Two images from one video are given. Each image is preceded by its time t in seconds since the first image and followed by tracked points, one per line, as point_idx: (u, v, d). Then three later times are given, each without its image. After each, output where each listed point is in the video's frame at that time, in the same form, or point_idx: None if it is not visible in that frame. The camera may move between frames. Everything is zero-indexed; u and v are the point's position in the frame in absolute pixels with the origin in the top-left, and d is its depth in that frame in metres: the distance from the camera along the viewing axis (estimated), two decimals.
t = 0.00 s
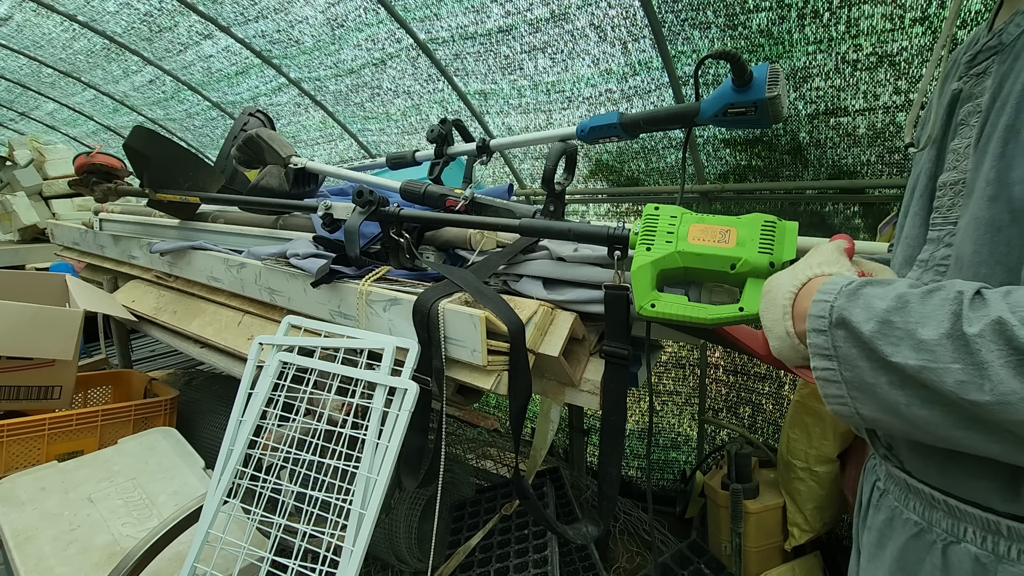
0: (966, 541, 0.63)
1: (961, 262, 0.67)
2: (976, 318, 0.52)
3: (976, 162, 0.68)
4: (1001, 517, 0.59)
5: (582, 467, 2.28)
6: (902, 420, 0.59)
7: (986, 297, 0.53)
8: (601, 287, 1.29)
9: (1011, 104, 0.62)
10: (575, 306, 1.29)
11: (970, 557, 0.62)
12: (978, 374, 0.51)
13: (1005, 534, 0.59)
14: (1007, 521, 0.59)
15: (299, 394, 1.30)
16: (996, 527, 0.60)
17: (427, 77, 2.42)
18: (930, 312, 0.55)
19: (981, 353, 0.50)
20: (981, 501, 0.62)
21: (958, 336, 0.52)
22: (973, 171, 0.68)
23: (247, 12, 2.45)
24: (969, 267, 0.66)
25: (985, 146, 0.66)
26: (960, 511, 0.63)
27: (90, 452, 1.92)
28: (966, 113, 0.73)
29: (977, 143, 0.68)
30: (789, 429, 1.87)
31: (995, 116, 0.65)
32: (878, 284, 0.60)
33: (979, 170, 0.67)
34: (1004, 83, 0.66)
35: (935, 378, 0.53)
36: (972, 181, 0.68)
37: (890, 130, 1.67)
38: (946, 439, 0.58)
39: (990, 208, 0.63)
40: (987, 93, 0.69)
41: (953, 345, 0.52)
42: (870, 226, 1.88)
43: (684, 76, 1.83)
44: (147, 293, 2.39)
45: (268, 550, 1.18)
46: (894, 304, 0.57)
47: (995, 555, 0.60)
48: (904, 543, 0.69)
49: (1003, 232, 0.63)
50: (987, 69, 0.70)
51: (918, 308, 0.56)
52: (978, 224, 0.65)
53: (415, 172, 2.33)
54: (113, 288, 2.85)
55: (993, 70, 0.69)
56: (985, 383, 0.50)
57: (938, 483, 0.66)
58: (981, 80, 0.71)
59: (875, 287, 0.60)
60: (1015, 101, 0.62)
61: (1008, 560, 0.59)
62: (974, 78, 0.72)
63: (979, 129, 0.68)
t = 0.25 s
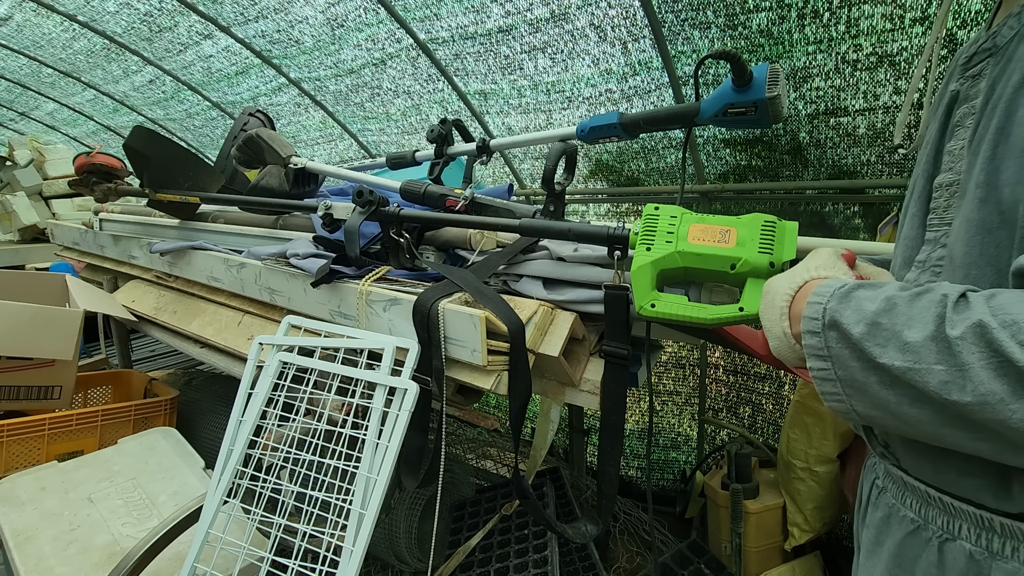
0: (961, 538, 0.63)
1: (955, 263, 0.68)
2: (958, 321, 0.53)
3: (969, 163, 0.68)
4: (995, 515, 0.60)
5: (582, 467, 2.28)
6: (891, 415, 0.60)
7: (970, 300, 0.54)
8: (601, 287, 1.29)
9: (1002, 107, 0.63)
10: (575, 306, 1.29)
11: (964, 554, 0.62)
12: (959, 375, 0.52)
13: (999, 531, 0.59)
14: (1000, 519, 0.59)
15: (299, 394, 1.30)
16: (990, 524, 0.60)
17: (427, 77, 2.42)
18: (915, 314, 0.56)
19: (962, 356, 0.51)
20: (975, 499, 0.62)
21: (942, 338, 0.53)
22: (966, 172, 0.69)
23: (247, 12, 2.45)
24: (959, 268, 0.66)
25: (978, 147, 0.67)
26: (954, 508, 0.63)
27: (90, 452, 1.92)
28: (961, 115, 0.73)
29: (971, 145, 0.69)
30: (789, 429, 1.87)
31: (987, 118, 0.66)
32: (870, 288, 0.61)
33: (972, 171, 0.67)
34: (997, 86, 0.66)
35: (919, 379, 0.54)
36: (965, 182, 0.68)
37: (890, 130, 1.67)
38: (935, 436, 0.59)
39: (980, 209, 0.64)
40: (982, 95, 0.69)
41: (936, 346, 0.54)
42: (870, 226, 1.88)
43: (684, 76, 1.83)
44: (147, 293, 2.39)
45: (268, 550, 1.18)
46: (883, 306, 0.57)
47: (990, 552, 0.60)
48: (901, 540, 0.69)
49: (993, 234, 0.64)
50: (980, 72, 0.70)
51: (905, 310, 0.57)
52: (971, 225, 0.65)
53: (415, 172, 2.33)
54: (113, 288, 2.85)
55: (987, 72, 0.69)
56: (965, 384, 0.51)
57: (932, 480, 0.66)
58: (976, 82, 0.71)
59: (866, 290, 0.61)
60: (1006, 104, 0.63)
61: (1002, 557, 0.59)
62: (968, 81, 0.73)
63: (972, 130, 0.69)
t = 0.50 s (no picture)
0: (979, 544, 0.63)
1: (947, 272, 0.68)
2: (973, 339, 0.53)
3: (955, 174, 0.68)
4: (1013, 519, 0.60)
5: (583, 467, 2.27)
6: (914, 438, 0.60)
7: (980, 316, 0.54)
8: (601, 287, 1.29)
9: (986, 119, 0.64)
10: (575, 306, 1.29)
11: (984, 560, 0.62)
12: (981, 395, 0.52)
13: (1018, 536, 0.60)
14: (1019, 523, 0.60)
15: (299, 394, 1.30)
16: (1008, 529, 0.60)
17: (427, 77, 2.42)
18: (927, 334, 0.56)
19: (982, 373, 0.52)
20: (989, 504, 0.62)
21: (958, 356, 0.53)
22: (952, 183, 0.69)
23: (247, 12, 2.45)
24: (957, 277, 0.66)
25: (963, 159, 0.67)
26: (971, 514, 0.64)
27: (90, 451, 1.92)
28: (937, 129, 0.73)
29: (953, 156, 0.69)
30: (789, 429, 1.87)
31: (970, 130, 0.66)
32: (877, 307, 0.62)
33: (958, 182, 0.67)
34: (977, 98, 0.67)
35: (940, 400, 0.54)
36: (952, 193, 0.68)
37: (890, 130, 1.67)
38: (957, 454, 0.58)
39: (973, 219, 0.64)
40: (962, 108, 0.69)
41: (953, 365, 0.54)
42: (870, 226, 1.88)
43: (684, 76, 1.83)
44: (147, 293, 2.39)
45: (268, 550, 1.18)
46: (893, 327, 0.58)
47: (1009, 557, 0.60)
48: (916, 548, 0.69)
49: (989, 243, 0.63)
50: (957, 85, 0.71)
51: (917, 330, 0.57)
52: (961, 236, 0.65)
53: (415, 172, 2.33)
54: (113, 288, 2.85)
55: (966, 87, 0.69)
56: (989, 402, 0.51)
57: (947, 487, 0.66)
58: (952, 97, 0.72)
59: (874, 310, 0.61)
60: (988, 117, 0.63)
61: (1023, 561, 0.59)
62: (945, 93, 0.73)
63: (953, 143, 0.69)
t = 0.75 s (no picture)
0: (986, 544, 0.63)
1: (941, 277, 0.68)
2: (974, 345, 0.53)
3: (943, 181, 0.68)
4: (1018, 518, 0.60)
5: (583, 467, 2.27)
6: (923, 446, 0.59)
7: (979, 322, 0.54)
8: (602, 287, 1.29)
9: (971, 126, 0.64)
10: (575, 306, 1.29)
11: (991, 560, 0.62)
12: (986, 400, 0.52)
13: None
14: None
15: (299, 394, 1.30)
16: (1014, 528, 0.60)
17: (427, 77, 2.42)
18: (929, 342, 0.56)
19: (986, 379, 0.51)
20: (993, 505, 0.62)
21: (961, 363, 0.53)
22: (942, 189, 0.69)
23: (247, 12, 2.45)
24: (952, 282, 0.66)
25: (951, 166, 0.67)
26: (976, 514, 0.64)
27: (90, 451, 1.92)
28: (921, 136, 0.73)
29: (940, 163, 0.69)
30: (789, 429, 1.87)
31: (956, 137, 0.66)
32: (877, 316, 0.62)
33: (948, 189, 0.67)
34: (961, 105, 0.67)
35: (946, 407, 0.54)
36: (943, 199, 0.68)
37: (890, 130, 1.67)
38: (965, 461, 0.58)
39: (966, 225, 0.64)
40: (945, 116, 0.69)
41: (957, 372, 0.54)
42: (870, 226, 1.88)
43: (684, 76, 1.83)
44: (147, 293, 2.39)
45: (268, 550, 1.18)
46: (894, 335, 0.58)
47: (1016, 557, 0.60)
48: (922, 550, 0.69)
49: (981, 247, 0.64)
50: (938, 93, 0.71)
51: (918, 338, 0.57)
52: (954, 242, 0.65)
53: (415, 172, 2.33)
54: (113, 288, 2.85)
55: (946, 96, 0.69)
56: (994, 408, 0.51)
57: (951, 489, 0.66)
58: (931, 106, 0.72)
59: (874, 318, 0.62)
60: (974, 125, 0.63)
61: None
62: (926, 101, 0.73)
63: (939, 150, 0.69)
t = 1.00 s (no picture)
0: (979, 541, 0.63)
1: (937, 276, 0.68)
2: (965, 340, 0.53)
3: (941, 181, 0.68)
4: (1011, 515, 0.60)
5: (583, 467, 2.27)
6: (919, 444, 0.59)
7: (971, 319, 0.55)
8: (602, 287, 1.29)
9: (969, 126, 0.64)
10: (575, 306, 1.29)
11: (985, 557, 0.62)
12: (976, 395, 0.52)
13: (1017, 532, 0.60)
14: (1018, 519, 0.60)
15: (299, 394, 1.30)
16: (1007, 525, 0.60)
17: (427, 77, 2.42)
18: (922, 338, 0.57)
19: (976, 374, 0.52)
20: (988, 502, 0.62)
21: (952, 358, 0.54)
22: (939, 189, 0.69)
23: (247, 12, 2.45)
24: (946, 281, 0.66)
25: (949, 166, 0.67)
26: (970, 512, 0.64)
27: (90, 452, 1.92)
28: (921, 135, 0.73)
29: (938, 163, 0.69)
30: (789, 429, 1.87)
31: (954, 137, 0.66)
32: (872, 313, 0.62)
33: (944, 189, 0.67)
34: (959, 106, 0.67)
35: (937, 402, 0.54)
36: (940, 198, 0.68)
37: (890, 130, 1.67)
38: (958, 458, 0.58)
39: (961, 224, 0.64)
40: (945, 115, 0.69)
41: (948, 367, 0.54)
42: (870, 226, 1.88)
43: (684, 76, 1.83)
44: (147, 293, 2.39)
45: (268, 550, 1.18)
46: (889, 331, 0.58)
47: (1010, 554, 0.60)
48: (917, 547, 0.69)
49: (976, 246, 0.64)
50: (937, 94, 0.71)
51: (911, 334, 0.57)
52: (949, 241, 0.66)
53: (415, 172, 2.33)
54: (113, 288, 2.84)
55: (947, 95, 0.69)
56: (984, 402, 0.52)
57: (946, 486, 0.66)
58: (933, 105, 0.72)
59: (868, 315, 0.62)
60: (972, 125, 0.63)
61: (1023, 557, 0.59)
62: (926, 102, 0.73)
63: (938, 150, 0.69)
